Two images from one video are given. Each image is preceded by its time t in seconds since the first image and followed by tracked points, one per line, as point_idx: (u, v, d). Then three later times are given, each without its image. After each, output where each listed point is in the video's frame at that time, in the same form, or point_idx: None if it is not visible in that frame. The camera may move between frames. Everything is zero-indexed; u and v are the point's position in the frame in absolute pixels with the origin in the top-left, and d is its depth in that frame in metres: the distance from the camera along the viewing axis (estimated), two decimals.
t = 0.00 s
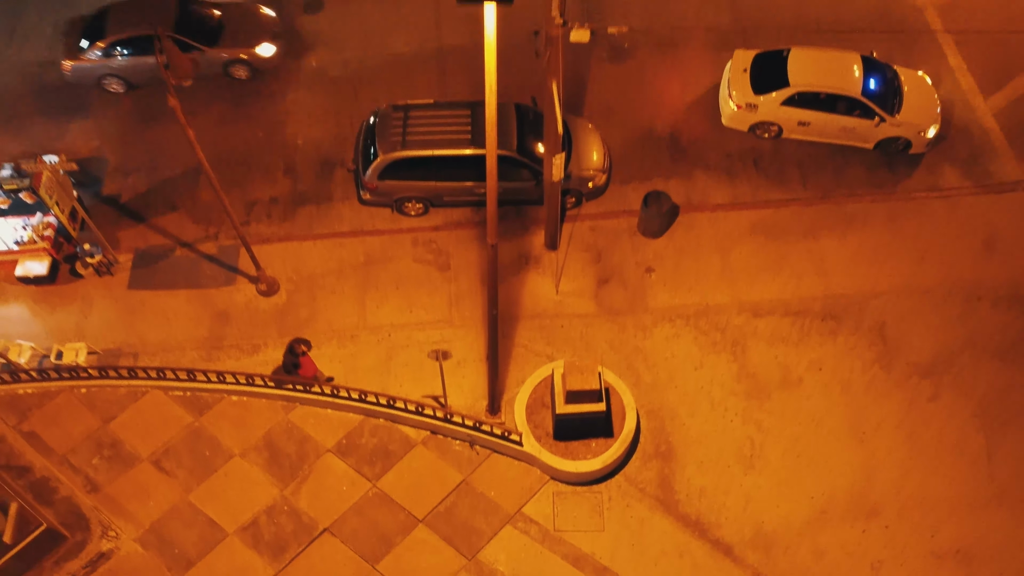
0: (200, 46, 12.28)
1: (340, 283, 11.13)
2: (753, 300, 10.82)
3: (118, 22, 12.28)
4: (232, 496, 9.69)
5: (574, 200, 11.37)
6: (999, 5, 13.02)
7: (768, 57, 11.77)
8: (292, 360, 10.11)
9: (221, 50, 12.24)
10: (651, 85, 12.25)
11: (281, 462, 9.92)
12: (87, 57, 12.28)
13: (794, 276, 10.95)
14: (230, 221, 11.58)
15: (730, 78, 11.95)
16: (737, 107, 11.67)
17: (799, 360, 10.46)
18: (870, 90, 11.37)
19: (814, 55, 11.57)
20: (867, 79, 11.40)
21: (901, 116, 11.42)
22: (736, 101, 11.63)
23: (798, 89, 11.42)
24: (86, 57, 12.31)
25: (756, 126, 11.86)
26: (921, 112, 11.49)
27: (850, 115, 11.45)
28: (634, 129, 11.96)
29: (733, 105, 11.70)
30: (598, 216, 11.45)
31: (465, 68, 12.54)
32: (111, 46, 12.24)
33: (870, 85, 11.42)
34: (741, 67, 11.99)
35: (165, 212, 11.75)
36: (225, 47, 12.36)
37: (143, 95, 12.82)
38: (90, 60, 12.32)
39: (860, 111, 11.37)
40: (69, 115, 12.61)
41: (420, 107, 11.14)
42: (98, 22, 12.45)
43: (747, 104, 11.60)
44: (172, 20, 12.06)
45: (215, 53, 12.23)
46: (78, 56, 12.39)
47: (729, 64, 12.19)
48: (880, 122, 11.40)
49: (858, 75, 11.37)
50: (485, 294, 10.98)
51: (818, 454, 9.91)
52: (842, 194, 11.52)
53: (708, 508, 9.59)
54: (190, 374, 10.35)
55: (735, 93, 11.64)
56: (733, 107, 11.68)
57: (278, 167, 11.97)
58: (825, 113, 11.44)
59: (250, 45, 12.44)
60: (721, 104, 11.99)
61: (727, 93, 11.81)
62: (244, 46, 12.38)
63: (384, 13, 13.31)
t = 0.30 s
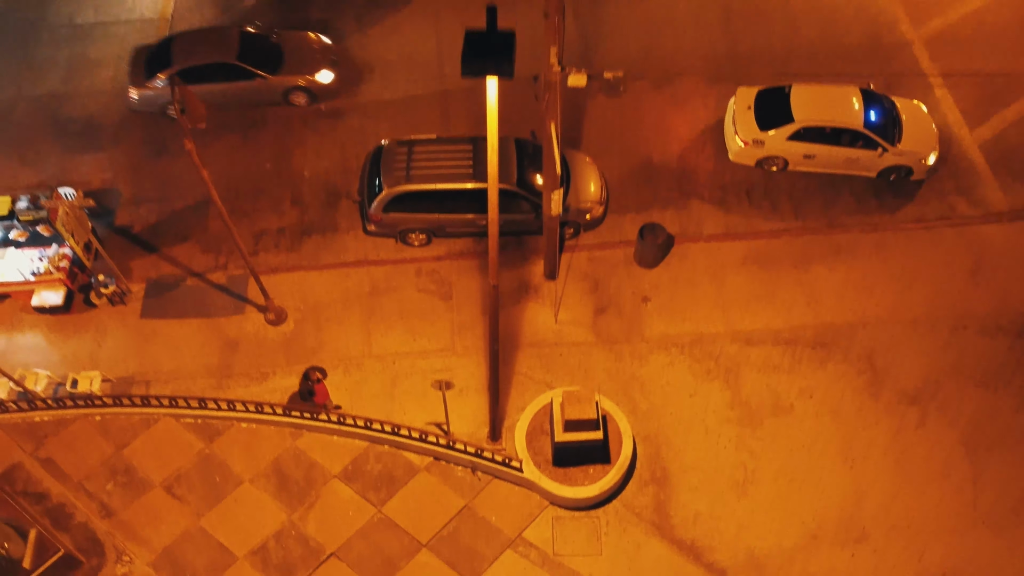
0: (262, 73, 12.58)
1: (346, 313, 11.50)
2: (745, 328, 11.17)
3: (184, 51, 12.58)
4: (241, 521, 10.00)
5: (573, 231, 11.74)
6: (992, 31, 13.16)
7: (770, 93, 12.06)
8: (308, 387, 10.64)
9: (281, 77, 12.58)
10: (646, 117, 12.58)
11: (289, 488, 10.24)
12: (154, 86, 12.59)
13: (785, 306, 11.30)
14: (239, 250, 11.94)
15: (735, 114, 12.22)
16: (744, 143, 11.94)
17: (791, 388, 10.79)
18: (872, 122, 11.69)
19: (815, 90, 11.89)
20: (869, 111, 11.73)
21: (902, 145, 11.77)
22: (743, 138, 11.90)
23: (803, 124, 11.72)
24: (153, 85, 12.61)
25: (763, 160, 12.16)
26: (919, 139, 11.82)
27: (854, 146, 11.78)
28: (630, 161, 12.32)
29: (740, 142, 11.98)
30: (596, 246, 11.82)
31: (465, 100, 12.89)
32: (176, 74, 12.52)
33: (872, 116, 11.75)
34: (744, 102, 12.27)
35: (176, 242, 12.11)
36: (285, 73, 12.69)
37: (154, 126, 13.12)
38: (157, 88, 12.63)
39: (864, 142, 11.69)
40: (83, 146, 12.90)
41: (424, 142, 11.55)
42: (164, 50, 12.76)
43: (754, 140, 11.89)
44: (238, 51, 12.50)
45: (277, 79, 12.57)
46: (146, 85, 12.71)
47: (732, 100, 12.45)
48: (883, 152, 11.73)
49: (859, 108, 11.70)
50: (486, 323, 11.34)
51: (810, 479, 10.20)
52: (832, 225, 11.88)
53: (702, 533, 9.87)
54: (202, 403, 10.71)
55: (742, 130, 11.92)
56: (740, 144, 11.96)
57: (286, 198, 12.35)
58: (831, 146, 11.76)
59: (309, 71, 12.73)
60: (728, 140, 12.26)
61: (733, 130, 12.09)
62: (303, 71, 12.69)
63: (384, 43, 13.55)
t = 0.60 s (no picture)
0: (320, 103, 12.87)
1: (351, 343, 11.84)
2: (738, 358, 11.49)
3: (239, 83, 12.82)
4: (249, 548, 10.27)
5: (571, 264, 12.11)
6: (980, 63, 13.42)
7: (775, 132, 12.38)
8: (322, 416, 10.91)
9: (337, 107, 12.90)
10: (642, 150, 12.95)
11: (295, 515, 10.51)
12: (215, 116, 12.78)
13: (777, 336, 11.62)
14: (247, 282, 12.29)
15: (743, 154, 12.52)
16: (754, 181, 12.20)
17: (783, 417, 11.08)
18: (876, 153, 11.98)
19: (818, 127, 12.24)
20: (872, 143, 12.03)
21: (907, 174, 12.04)
22: (753, 176, 12.17)
23: (810, 160, 12.01)
24: (215, 115, 12.81)
25: (774, 197, 12.39)
26: (920, 170, 12.10)
27: (861, 178, 12.05)
28: (626, 194, 12.67)
29: (750, 180, 12.25)
30: (594, 278, 12.18)
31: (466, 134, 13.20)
32: (237, 104, 12.74)
33: (875, 148, 12.05)
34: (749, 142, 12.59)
35: (186, 273, 12.45)
36: (340, 103, 13.00)
37: (163, 158, 13.39)
38: (218, 118, 12.83)
39: (870, 173, 11.97)
40: (95, 180, 13.19)
41: (427, 178, 11.93)
42: (224, 82, 12.97)
43: (764, 178, 12.13)
44: (297, 82, 12.80)
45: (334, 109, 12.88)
46: (207, 115, 12.89)
47: (739, 140, 12.77)
48: (890, 182, 12.00)
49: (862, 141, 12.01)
50: (487, 354, 11.67)
51: (802, 507, 10.46)
52: (823, 256, 12.21)
53: (698, 559, 10.12)
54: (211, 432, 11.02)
55: (751, 169, 12.19)
56: (751, 182, 12.20)
57: (292, 231, 12.71)
58: (840, 179, 12.02)
59: (364, 100, 13.04)
60: (738, 180, 12.50)
61: (742, 169, 12.33)
62: (359, 101, 12.99)
63: (390, 74, 13.81)
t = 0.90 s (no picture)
0: (374, 133, 13.23)
1: (355, 375, 12.17)
2: (731, 390, 11.82)
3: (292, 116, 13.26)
4: None
5: (569, 297, 12.46)
6: (968, 98, 13.69)
7: (784, 170, 12.72)
8: (332, 450, 11.41)
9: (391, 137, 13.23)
10: (639, 186, 13.31)
11: (302, 545, 10.80)
12: (273, 146, 13.19)
13: (769, 368, 11.96)
14: (254, 314, 12.62)
15: (755, 191, 12.81)
16: (769, 218, 12.49)
17: (775, 448, 11.38)
18: (883, 186, 12.32)
19: (825, 163, 12.61)
20: (878, 175, 12.39)
21: (914, 204, 12.40)
22: (767, 213, 12.46)
23: (821, 195, 12.34)
24: (272, 145, 13.21)
25: (788, 231, 12.72)
26: (922, 199, 12.42)
27: (870, 210, 12.40)
28: (623, 228, 13.03)
29: (765, 217, 12.53)
30: (591, 310, 12.53)
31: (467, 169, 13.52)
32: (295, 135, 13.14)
33: (882, 179, 12.41)
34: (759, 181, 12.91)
35: (195, 306, 12.78)
36: (393, 133, 13.35)
37: (173, 191, 13.66)
38: (276, 149, 13.23)
39: (879, 205, 12.33)
40: (106, 213, 13.50)
41: (429, 214, 12.30)
42: (281, 114, 13.44)
43: (779, 215, 12.43)
44: (351, 114, 13.18)
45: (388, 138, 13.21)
46: (265, 146, 13.31)
47: (749, 179, 13.09)
48: (899, 212, 12.37)
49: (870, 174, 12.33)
50: (488, 386, 12.00)
51: (794, 536, 10.74)
52: (814, 289, 12.55)
53: None
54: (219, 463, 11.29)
55: (765, 206, 12.49)
56: (766, 219, 12.49)
57: (299, 264, 13.04)
58: (852, 212, 12.36)
59: (416, 130, 13.37)
60: (751, 216, 12.79)
61: (756, 207, 12.62)
62: (412, 132, 13.33)
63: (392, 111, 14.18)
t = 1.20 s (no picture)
0: (425, 163, 13.51)
1: (360, 407, 12.48)
2: (727, 422, 12.10)
3: (343, 147, 13.60)
4: None
5: (569, 329, 12.77)
6: (955, 136, 14.06)
7: (797, 205, 13.01)
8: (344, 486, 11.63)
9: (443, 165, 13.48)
10: (636, 220, 13.67)
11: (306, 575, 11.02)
12: (328, 176, 13.52)
13: (763, 400, 12.25)
14: (261, 347, 12.95)
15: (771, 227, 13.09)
16: (787, 253, 12.75)
17: (770, 479, 11.58)
18: (894, 216, 12.61)
19: (835, 197, 12.92)
20: (888, 205, 12.70)
21: (924, 231, 12.70)
22: (785, 248, 12.73)
23: (835, 228, 12.62)
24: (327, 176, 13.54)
25: (806, 263, 13.00)
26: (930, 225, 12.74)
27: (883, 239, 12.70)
28: (620, 262, 13.39)
29: (782, 252, 12.80)
30: (590, 343, 12.86)
31: (470, 205, 13.86)
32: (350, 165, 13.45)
33: (893, 209, 12.72)
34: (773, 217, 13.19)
35: (204, 338, 13.13)
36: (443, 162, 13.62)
37: (183, 225, 14.02)
38: (331, 178, 13.56)
39: (891, 234, 12.63)
40: (118, 247, 13.85)
41: (432, 250, 12.66)
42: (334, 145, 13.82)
43: (796, 249, 12.71)
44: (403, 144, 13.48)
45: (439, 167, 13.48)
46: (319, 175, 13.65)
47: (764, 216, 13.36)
48: (911, 240, 12.67)
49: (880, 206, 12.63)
50: (489, 418, 12.29)
51: (789, 567, 10.87)
52: (807, 322, 12.87)
53: None
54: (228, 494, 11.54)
55: (782, 242, 12.75)
56: (784, 254, 12.77)
57: (305, 297, 13.38)
58: (866, 243, 12.65)
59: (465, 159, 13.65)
60: (769, 252, 13.07)
61: (772, 242, 12.91)
62: (461, 161, 13.61)
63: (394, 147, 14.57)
